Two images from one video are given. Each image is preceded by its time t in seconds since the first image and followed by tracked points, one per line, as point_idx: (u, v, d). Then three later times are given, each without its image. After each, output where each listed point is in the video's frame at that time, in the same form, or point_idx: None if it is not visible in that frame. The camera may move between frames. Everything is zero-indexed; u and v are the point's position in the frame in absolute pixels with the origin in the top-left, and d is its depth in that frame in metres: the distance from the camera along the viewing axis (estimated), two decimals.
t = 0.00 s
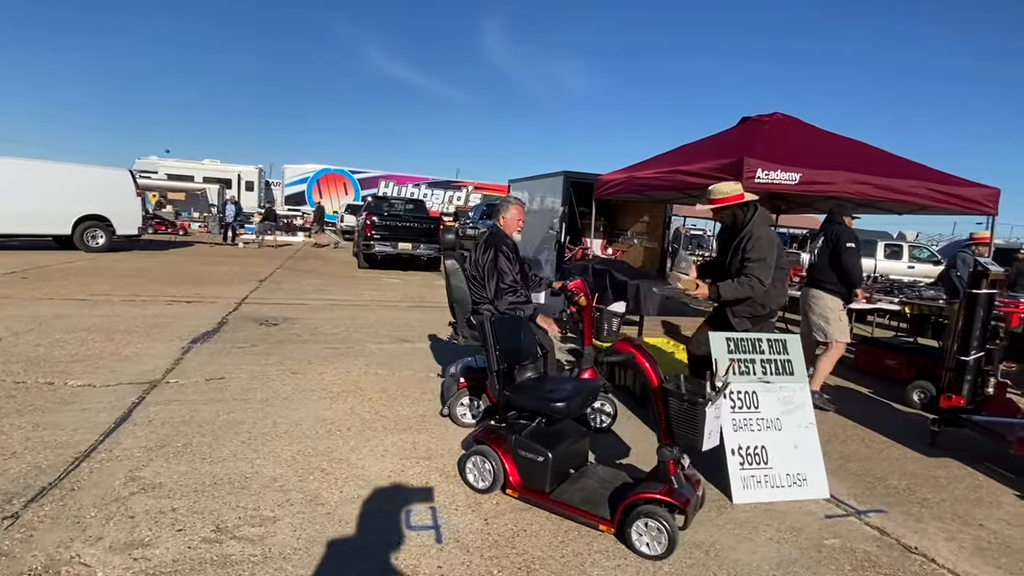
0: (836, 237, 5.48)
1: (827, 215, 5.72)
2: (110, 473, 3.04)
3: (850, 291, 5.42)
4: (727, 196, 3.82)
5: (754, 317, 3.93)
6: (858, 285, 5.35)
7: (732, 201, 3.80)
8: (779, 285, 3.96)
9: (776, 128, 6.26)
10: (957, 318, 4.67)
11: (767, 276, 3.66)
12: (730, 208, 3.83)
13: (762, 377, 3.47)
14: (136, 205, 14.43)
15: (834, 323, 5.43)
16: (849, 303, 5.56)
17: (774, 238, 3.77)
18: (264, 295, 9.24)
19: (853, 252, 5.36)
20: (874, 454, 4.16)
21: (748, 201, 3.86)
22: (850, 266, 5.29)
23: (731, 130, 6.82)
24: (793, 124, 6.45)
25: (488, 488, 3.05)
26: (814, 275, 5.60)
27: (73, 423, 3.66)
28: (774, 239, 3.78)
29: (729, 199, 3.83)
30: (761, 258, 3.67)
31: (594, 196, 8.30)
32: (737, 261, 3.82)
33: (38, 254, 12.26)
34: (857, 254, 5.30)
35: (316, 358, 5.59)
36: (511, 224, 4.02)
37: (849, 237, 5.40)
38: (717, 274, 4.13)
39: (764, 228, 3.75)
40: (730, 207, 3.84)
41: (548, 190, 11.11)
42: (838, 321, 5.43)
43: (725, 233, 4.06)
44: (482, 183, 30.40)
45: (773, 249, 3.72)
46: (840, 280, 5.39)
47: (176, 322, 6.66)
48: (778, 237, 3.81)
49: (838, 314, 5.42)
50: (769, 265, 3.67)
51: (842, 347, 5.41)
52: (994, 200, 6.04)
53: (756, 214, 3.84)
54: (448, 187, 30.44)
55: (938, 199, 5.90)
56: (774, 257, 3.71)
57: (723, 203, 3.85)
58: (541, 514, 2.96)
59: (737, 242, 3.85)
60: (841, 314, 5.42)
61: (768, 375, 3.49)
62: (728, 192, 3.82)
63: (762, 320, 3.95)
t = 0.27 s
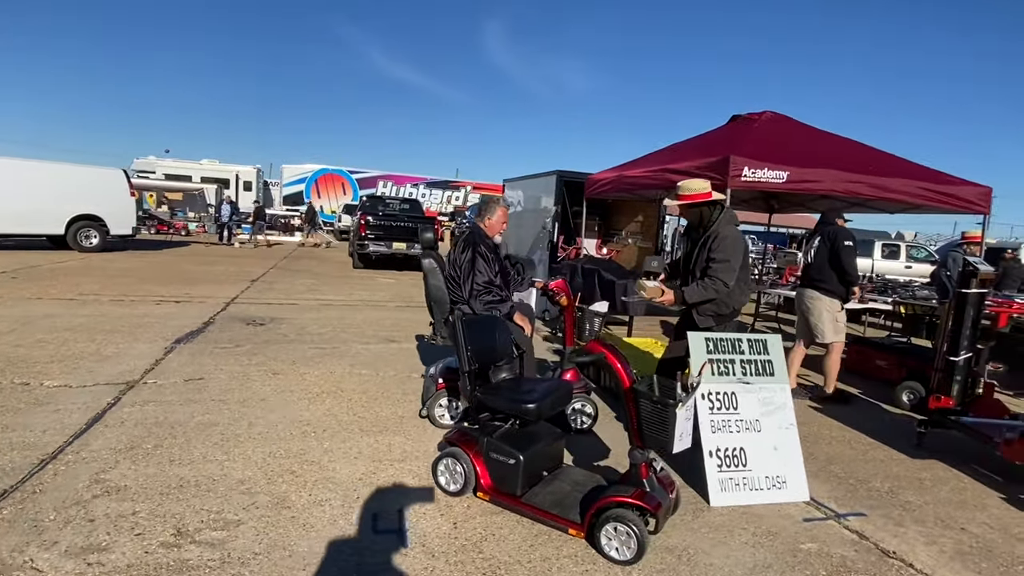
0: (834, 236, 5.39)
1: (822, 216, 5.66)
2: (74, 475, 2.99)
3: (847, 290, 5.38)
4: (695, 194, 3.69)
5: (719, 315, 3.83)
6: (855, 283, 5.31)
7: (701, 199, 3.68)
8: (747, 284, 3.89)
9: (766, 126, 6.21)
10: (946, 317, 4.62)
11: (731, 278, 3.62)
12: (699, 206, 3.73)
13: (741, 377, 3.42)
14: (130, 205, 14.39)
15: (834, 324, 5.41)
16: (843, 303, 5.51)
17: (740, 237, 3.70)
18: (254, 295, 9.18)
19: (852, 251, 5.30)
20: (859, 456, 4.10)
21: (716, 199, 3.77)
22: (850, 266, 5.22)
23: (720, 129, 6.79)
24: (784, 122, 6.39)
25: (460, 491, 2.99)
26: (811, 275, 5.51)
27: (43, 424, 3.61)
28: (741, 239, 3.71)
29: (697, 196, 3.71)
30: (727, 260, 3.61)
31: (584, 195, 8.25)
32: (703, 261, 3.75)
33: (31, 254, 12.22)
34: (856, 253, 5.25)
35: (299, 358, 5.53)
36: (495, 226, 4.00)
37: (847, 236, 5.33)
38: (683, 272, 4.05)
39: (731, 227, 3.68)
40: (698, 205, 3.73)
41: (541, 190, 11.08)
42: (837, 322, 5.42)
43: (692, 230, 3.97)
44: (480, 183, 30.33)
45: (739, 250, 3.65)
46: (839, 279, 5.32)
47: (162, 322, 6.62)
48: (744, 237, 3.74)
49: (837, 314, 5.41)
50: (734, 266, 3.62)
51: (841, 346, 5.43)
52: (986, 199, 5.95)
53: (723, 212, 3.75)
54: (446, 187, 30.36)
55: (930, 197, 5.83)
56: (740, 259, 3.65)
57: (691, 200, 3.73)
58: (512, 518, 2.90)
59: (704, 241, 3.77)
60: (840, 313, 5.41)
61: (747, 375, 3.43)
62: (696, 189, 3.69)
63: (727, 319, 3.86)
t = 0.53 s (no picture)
0: (845, 243, 5.32)
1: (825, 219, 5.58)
2: (40, 479, 2.94)
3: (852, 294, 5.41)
4: (633, 198, 3.71)
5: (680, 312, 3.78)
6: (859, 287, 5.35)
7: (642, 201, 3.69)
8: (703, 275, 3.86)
9: (756, 124, 6.15)
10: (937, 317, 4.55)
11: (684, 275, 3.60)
12: (639, 210, 3.74)
13: (722, 378, 3.36)
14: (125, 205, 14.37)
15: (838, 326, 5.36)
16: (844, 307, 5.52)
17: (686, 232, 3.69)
18: (245, 296, 9.14)
19: (862, 258, 5.30)
20: (845, 458, 4.03)
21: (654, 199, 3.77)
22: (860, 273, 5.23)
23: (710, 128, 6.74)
24: (775, 121, 6.33)
25: (432, 495, 2.94)
26: (821, 281, 5.41)
27: (15, 426, 3.56)
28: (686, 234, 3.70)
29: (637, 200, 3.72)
30: (676, 256, 3.59)
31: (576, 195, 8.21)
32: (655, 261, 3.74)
33: (24, 255, 12.19)
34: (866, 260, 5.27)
35: (284, 359, 5.48)
36: (476, 226, 3.91)
37: (857, 244, 5.31)
38: (639, 276, 4.02)
39: (675, 224, 3.67)
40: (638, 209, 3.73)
41: (535, 189, 11.05)
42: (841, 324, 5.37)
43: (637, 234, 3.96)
44: (479, 183, 30.26)
45: (687, 246, 3.63)
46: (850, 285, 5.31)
47: (147, 323, 6.57)
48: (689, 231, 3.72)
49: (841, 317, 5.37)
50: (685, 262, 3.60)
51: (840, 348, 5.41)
52: (979, 197, 5.85)
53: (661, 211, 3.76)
54: (445, 187, 30.29)
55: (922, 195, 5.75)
56: (690, 254, 3.63)
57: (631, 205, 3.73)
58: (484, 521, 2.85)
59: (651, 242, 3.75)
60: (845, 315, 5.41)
61: (728, 376, 3.37)
62: (632, 194, 3.70)
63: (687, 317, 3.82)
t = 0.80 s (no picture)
0: (851, 242, 5.27)
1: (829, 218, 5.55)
2: (6, 482, 2.90)
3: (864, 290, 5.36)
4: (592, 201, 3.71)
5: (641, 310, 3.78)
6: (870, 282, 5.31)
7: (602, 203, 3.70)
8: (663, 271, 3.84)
9: (748, 123, 6.10)
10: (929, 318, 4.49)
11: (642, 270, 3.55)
12: (600, 212, 3.72)
13: (701, 380, 3.31)
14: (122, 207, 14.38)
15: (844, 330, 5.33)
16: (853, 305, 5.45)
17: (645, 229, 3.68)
18: (238, 297, 9.11)
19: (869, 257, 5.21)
20: (831, 461, 3.97)
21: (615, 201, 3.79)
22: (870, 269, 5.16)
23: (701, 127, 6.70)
24: (767, 119, 6.27)
25: (403, 498, 2.90)
26: (827, 280, 5.35)
27: None
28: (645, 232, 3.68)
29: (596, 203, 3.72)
30: (634, 253, 3.56)
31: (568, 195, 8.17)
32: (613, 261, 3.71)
33: (20, 256, 12.21)
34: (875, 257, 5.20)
35: (269, 361, 5.44)
36: (461, 229, 3.90)
37: (864, 242, 5.23)
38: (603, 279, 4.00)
39: (633, 223, 3.66)
40: (597, 211, 3.72)
41: (530, 190, 11.03)
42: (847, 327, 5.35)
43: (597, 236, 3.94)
44: (480, 185, 30.20)
45: (646, 242, 3.61)
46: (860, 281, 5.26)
47: (136, 325, 6.54)
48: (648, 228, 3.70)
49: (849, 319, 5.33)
50: (643, 259, 3.56)
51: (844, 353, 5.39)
52: (971, 196, 5.76)
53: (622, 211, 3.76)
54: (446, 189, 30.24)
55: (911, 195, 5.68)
56: (648, 251, 3.59)
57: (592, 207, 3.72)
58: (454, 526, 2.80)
59: (611, 242, 3.73)
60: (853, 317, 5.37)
61: (707, 378, 3.32)
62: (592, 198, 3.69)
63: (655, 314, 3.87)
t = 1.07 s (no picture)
0: (843, 242, 5.24)
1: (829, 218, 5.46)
2: None
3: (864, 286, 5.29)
4: (555, 223, 3.74)
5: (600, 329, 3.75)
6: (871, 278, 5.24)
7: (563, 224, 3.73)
8: (624, 290, 3.75)
9: (740, 123, 6.05)
10: (921, 319, 4.44)
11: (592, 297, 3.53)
12: (563, 232, 3.75)
13: (681, 383, 3.26)
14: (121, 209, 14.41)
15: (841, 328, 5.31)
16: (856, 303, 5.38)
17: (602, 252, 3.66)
18: (232, 299, 9.09)
19: (865, 255, 5.15)
20: (818, 464, 3.91)
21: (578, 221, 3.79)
22: (867, 266, 5.10)
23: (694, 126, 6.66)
24: (760, 119, 6.22)
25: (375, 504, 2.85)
26: (822, 281, 5.37)
27: None
28: (602, 255, 3.66)
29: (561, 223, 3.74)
30: (586, 279, 3.55)
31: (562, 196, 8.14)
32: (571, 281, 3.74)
33: (18, 259, 12.24)
34: (870, 255, 5.12)
35: (256, 364, 5.41)
36: (450, 234, 3.89)
37: (857, 240, 5.17)
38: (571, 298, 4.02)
39: (590, 245, 3.64)
40: (560, 232, 3.75)
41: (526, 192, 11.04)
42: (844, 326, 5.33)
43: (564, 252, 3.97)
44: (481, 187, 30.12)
45: (600, 267, 3.59)
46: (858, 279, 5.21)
47: (126, 327, 6.53)
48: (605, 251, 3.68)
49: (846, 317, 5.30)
50: (596, 285, 3.55)
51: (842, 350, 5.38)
52: (966, 196, 5.68)
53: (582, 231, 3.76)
54: (447, 191, 30.16)
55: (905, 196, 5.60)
56: (601, 276, 3.57)
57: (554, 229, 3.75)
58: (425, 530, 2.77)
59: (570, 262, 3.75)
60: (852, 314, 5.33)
61: (688, 380, 3.28)
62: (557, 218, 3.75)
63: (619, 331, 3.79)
